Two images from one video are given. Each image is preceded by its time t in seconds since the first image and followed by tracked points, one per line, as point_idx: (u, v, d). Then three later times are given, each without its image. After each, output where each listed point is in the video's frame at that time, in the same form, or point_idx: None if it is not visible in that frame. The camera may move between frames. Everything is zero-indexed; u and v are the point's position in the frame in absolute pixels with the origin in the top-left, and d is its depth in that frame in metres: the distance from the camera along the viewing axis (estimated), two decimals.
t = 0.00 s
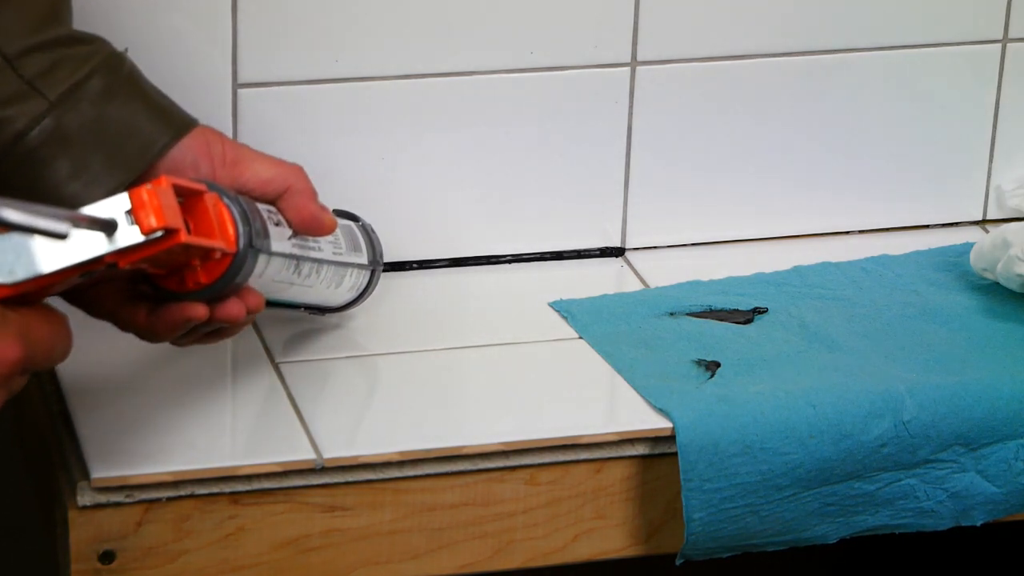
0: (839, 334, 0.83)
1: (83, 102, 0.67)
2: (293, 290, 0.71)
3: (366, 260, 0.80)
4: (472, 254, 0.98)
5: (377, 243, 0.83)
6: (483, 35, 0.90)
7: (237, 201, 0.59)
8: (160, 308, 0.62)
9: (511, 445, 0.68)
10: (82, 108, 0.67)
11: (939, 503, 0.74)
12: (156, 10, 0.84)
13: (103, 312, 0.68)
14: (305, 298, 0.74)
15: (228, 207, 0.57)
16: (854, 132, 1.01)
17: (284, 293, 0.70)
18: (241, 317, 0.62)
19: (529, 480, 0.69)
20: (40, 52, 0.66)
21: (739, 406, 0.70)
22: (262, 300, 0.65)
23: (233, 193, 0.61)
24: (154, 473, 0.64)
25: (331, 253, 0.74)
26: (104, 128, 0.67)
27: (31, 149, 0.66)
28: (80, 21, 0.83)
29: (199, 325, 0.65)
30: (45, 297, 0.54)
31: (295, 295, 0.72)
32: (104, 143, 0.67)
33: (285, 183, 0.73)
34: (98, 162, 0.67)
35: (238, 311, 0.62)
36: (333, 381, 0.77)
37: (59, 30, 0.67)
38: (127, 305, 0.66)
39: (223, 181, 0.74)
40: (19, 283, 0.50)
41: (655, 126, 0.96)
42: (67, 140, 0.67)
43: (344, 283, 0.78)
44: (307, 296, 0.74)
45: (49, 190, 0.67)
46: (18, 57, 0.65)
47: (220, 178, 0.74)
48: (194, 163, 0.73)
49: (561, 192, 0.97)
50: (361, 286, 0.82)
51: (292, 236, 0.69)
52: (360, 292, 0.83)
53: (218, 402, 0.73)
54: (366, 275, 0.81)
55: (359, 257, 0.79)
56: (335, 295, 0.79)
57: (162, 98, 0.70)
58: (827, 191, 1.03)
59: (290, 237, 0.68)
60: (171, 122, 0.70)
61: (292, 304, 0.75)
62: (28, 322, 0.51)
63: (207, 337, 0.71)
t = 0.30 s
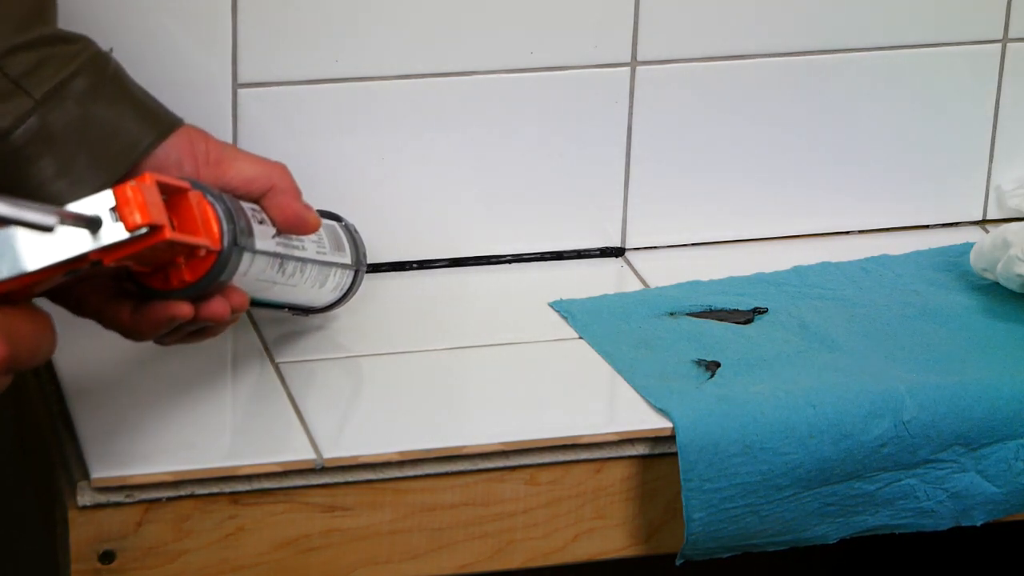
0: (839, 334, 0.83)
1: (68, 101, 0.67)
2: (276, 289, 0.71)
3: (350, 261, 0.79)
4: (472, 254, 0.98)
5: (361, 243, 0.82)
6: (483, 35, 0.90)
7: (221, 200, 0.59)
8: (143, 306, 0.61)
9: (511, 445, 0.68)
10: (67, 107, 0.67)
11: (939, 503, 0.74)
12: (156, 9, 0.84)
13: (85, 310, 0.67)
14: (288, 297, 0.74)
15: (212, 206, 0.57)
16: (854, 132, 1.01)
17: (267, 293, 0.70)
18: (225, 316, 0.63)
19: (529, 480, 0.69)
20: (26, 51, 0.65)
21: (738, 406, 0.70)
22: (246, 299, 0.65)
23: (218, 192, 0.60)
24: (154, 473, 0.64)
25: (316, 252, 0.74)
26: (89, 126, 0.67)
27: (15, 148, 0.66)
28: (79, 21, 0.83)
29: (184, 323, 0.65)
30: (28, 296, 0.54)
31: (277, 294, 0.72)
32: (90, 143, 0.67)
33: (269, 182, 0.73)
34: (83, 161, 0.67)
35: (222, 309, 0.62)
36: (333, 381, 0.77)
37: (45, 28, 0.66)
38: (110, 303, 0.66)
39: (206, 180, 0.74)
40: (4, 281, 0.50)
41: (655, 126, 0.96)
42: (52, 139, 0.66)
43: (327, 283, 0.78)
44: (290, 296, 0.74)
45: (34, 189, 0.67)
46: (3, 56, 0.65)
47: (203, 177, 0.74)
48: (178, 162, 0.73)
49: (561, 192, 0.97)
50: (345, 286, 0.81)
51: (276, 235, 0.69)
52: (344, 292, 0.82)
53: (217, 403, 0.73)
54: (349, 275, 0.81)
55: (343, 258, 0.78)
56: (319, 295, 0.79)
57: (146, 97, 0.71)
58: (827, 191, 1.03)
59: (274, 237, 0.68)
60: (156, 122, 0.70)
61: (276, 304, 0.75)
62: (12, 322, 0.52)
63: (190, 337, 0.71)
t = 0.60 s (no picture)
0: (839, 334, 0.83)
1: (56, 100, 0.67)
2: (266, 289, 0.70)
3: (338, 260, 0.79)
4: (472, 254, 0.98)
5: (349, 243, 0.83)
6: (483, 35, 0.90)
7: (211, 198, 0.59)
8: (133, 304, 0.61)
9: (511, 445, 0.68)
10: (55, 106, 0.67)
11: (939, 503, 0.74)
12: (156, 10, 0.84)
13: (74, 309, 0.67)
14: (278, 297, 0.74)
15: (202, 204, 0.57)
16: (854, 132, 1.01)
17: (256, 292, 0.70)
18: (215, 314, 0.63)
19: (529, 480, 0.69)
20: (14, 51, 0.66)
21: (738, 406, 0.70)
22: (235, 298, 0.65)
23: (207, 190, 0.61)
24: (154, 473, 0.64)
25: (304, 251, 0.74)
26: (77, 126, 0.67)
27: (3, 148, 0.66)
28: (79, 21, 0.83)
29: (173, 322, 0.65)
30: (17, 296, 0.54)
31: (268, 294, 0.72)
32: (78, 142, 0.67)
33: (257, 181, 0.73)
34: (71, 161, 0.67)
35: (213, 308, 0.62)
36: (333, 381, 0.77)
37: (32, 28, 0.67)
38: (100, 302, 0.66)
39: (196, 179, 0.74)
40: None
41: (655, 126, 0.96)
42: (40, 138, 0.66)
43: (317, 282, 0.77)
44: (279, 296, 0.74)
45: (22, 188, 0.67)
46: None
47: (193, 176, 0.74)
48: (168, 160, 0.73)
49: (560, 192, 0.97)
50: (333, 286, 0.81)
51: (266, 233, 0.69)
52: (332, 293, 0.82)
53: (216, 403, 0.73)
54: (338, 275, 0.81)
55: (331, 257, 0.78)
56: (308, 295, 0.78)
57: (134, 97, 0.71)
58: (827, 191, 1.03)
59: (264, 235, 0.68)
60: (146, 121, 0.70)
61: (266, 305, 0.75)
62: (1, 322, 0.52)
63: (180, 337, 0.71)
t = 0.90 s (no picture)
0: (839, 334, 0.83)
1: (46, 101, 0.68)
2: (255, 290, 0.70)
3: (325, 262, 0.79)
4: (472, 254, 0.98)
5: (337, 245, 0.82)
6: (483, 36, 0.90)
7: (200, 199, 0.59)
8: (120, 306, 0.61)
9: (510, 445, 0.68)
10: (44, 108, 0.68)
11: (939, 503, 0.74)
12: (157, 11, 0.84)
13: (62, 310, 0.67)
14: (266, 299, 0.74)
15: (191, 205, 0.57)
16: (854, 132, 1.01)
17: (244, 293, 0.69)
18: (204, 316, 0.63)
19: (529, 480, 0.69)
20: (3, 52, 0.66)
21: (738, 406, 0.70)
22: (224, 300, 0.65)
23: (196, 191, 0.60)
24: (154, 473, 0.64)
25: (292, 253, 0.73)
26: (67, 127, 0.68)
27: None
28: (79, 22, 0.83)
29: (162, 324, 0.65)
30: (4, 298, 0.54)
31: (257, 296, 0.72)
32: (68, 143, 0.68)
33: (247, 183, 0.73)
34: (61, 162, 0.68)
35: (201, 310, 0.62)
36: (333, 381, 0.77)
37: (21, 29, 0.67)
38: (89, 303, 0.65)
39: (184, 179, 0.74)
40: None
41: (655, 126, 0.96)
42: (29, 140, 0.67)
43: (305, 283, 0.77)
44: (268, 298, 0.74)
45: (11, 189, 0.67)
46: None
47: (181, 176, 0.73)
48: (156, 162, 0.73)
49: (560, 192, 0.97)
50: (321, 288, 0.81)
51: (255, 235, 0.68)
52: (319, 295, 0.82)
53: (216, 404, 0.73)
54: (325, 277, 0.80)
55: (319, 259, 0.78)
56: (296, 296, 0.78)
57: (124, 98, 0.71)
58: (827, 191, 1.03)
59: (254, 237, 0.68)
60: (135, 122, 0.71)
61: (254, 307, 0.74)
62: None
63: (168, 337, 0.71)
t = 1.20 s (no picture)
0: (839, 334, 0.83)
1: (33, 101, 0.69)
2: (240, 290, 0.70)
3: (311, 262, 0.79)
4: (472, 254, 0.98)
5: (323, 245, 0.82)
6: (482, 36, 0.90)
7: (187, 198, 0.59)
8: (105, 302, 0.62)
9: (511, 445, 0.68)
10: (31, 107, 0.69)
11: (939, 503, 0.74)
12: (157, 12, 0.84)
13: (51, 304, 0.67)
14: (252, 299, 0.74)
15: (178, 205, 0.57)
16: (854, 132, 1.01)
17: (229, 294, 0.69)
18: (191, 316, 0.63)
19: (530, 480, 0.69)
20: None
21: (738, 406, 0.70)
22: (210, 300, 0.65)
23: (183, 191, 0.60)
24: (154, 473, 0.64)
25: (279, 254, 0.73)
26: (54, 126, 0.69)
27: None
28: (80, 21, 0.83)
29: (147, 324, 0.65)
30: None
31: (242, 295, 0.71)
32: (55, 142, 0.69)
33: (233, 182, 0.74)
34: (48, 161, 0.69)
35: (188, 309, 0.62)
36: (333, 381, 0.77)
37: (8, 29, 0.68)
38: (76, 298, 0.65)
39: (170, 178, 0.74)
40: None
41: (655, 126, 0.96)
42: (17, 139, 0.68)
43: (291, 283, 0.77)
44: (253, 297, 0.74)
45: None
46: None
47: (167, 175, 0.74)
48: (142, 160, 0.74)
49: (560, 192, 0.97)
50: (307, 288, 0.81)
51: (241, 235, 0.68)
52: (305, 296, 0.82)
53: (216, 404, 0.73)
54: (311, 277, 0.80)
55: (305, 259, 0.78)
56: (282, 297, 0.78)
57: (113, 98, 0.72)
58: (827, 191, 1.03)
59: (239, 238, 0.67)
60: (124, 122, 0.71)
61: (239, 307, 0.74)
62: None
63: (153, 338, 0.71)
